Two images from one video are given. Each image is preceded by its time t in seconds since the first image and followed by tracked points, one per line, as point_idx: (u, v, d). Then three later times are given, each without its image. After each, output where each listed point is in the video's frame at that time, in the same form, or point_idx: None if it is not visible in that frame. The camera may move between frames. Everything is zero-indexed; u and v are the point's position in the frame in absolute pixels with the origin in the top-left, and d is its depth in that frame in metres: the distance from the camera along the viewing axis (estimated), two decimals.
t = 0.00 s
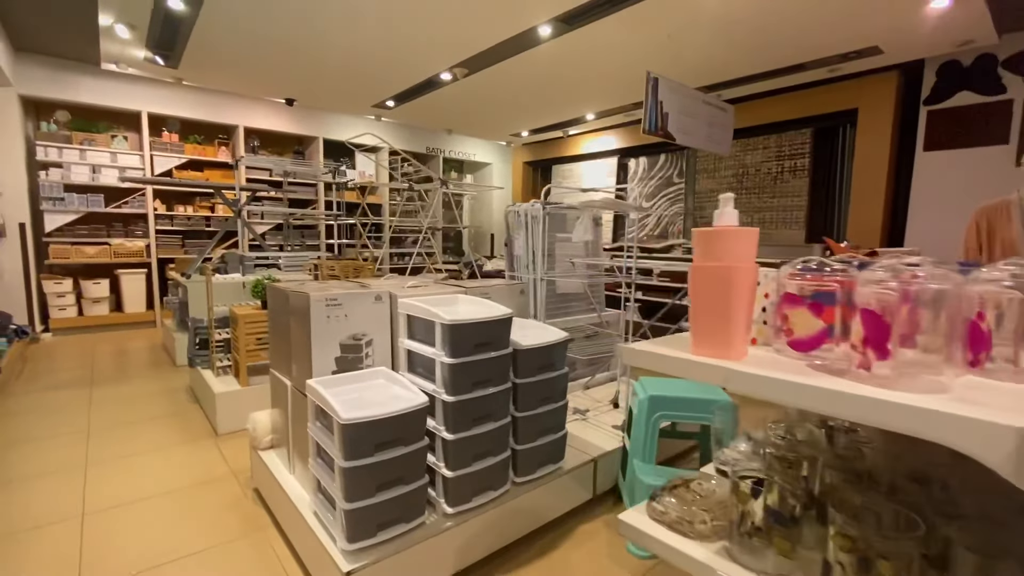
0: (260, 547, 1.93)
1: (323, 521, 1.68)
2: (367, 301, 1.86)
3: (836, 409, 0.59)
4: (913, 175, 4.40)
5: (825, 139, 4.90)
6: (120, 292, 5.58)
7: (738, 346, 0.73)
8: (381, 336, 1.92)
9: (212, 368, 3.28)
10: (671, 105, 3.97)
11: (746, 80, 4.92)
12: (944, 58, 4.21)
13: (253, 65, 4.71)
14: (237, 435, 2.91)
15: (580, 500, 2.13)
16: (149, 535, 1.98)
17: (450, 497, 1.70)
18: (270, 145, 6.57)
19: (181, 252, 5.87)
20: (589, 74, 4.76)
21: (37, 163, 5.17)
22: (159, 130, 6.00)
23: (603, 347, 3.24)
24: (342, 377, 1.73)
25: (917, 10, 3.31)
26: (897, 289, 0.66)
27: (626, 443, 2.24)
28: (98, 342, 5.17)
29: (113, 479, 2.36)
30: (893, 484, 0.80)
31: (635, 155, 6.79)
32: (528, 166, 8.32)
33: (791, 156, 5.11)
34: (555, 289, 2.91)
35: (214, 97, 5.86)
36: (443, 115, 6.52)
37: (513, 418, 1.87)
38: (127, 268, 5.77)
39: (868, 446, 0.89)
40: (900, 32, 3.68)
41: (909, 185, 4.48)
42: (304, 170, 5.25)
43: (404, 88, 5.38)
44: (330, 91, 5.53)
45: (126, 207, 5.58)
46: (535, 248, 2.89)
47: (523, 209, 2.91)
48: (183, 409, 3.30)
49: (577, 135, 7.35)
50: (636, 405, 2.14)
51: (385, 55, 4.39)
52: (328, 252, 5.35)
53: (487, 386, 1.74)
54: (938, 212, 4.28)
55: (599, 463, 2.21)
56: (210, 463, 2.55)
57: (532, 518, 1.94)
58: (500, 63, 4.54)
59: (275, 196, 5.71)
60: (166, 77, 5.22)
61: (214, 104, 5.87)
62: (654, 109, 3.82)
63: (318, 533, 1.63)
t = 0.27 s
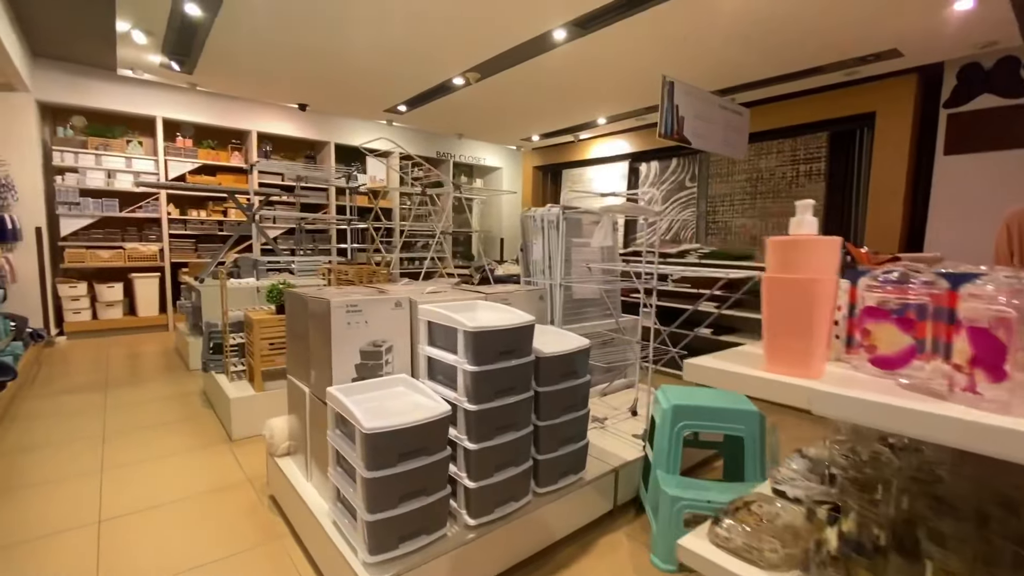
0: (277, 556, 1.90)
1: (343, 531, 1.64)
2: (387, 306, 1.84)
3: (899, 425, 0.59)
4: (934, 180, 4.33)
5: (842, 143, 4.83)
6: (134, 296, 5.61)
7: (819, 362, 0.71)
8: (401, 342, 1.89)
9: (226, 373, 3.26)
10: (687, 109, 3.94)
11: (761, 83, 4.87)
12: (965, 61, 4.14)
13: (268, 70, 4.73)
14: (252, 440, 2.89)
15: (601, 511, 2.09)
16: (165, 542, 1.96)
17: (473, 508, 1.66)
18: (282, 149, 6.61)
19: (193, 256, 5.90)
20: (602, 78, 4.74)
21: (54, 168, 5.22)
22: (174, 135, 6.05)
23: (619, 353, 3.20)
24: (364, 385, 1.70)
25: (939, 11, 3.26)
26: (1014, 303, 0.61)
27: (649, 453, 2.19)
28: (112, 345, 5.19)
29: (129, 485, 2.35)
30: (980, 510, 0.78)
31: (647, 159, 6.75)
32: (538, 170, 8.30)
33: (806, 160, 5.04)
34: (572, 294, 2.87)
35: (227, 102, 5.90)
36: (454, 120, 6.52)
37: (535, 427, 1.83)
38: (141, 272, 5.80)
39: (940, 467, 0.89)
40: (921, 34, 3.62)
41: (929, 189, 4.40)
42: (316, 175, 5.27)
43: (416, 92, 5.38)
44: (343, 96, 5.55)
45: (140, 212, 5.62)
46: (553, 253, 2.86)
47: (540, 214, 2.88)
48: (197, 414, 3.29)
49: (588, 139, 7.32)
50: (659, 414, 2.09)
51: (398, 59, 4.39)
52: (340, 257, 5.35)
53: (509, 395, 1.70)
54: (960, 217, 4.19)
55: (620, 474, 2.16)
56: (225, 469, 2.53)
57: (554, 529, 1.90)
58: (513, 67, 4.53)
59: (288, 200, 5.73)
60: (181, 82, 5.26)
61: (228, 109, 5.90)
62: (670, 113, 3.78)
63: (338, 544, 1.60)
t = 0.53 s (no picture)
0: (296, 562, 1.88)
1: (363, 539, 1.62)
2: (407, 311, 1.81)
3: (959, 444, 0.57)
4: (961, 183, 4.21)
5: (864, 145, 4.73)
6: (153, 299, 5.68)
7: (897, 375, 0.68)
8: (421, 347, 1.86)
9: (244, 376, 3.27)
10: (707, 111, 3.88)
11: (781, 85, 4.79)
12: (993, 60, 4.03)
13: (286, 75, 4.77)
14: (269, 444, 2.89)
15: (624, 521, 2.04)
16: (185, 546, 1.96)
17: (495, 518, 1.63)
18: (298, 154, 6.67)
19: (211, 259, 5.97)
20: (619, 80, 4.70)
21: (77, 173, 5.31)
22: (193, 140, 6.13)
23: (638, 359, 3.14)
24: (385, 391, 1.68)
25: (969, 9, 3.17)
26: None
27: (673, 462, 2.13)
28: (131, 348, 5.25)
29: (149, 488, 2.35)
30: None
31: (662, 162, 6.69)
32: (552, 174, 8.28)
33: (827, 163, 4.94)
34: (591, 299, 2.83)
35: (246, 107, 5.97)
36: (469, 124, 6.53)
37: (557, 435, 1.79)
38: (160, 275, 5.87)
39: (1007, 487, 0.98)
40: (949, 32, 3.53)
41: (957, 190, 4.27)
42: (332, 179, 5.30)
43: (432, 96, 5.39)
44: (359, 100, 5.58)
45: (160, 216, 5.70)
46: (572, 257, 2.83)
47: (559, 217, 2.85)
48: (214, 416, 3.30)
49: (603, 142, 7.28)
50: (685, 423, 2.04)
51: (414, 63, 4.41)
52: (355, 260, 5.37)
53: (531, 402, 1.67)
54: (989, 221, 4.07)
55: (644, 483, 2.11)
56: (244, 473, 2.53)
57: (577, 539, 1.86)
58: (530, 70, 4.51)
59: (304, 204, 5.77)
60: (201, 88, 5.33)
61: (246, 114, 5.97)
62: (689, 115, 3.73)
63: (359, 553, 1.57)
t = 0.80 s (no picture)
0: (316, 570, 1.85)
1: (385, 549, 1.57)
2: (430, 314, 1.76)
3: None
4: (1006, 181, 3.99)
5: (899, 141, 4.53)
6: (179, 300, 5.78)
7: (1017, 403, 0.60)
8: (444, 351, 1.81)
9: (267, 378, 3.27)
10: (735, 108, 3.77)
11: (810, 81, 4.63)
12: None
13: (308, 79, 4.81)
14: (290, 447, 2.88)
15: (653, 534, 1.96)
16: (206, 550, 1.95)
17: (520, 530, 1.56)
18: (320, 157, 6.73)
19: (235, 262, 6.06)
20: (642, 79, 4.60)
21: (107, 178, 5.43)
22: (218, 145, 6.23)
23: (665, 364, 3.05)
24: (407, 397, 1.63)
25: None
26: None
27: (705, 473, 2.04)
28: (158, 349, 5.35)
29: (173, 491, 2.36)
30: None
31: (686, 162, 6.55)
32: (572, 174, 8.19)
33: (860, 160, 4.76)
34: (616, 302, 2.75)
35: (269, 112, 6.05)
36: (489, 125, 6.51)
37: (585, 444, 1.72)
38: (186, 277, 5.98)
39: None
40: (994, 23, 3.35)
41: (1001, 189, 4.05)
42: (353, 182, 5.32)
43: (452, 98, 5.38)
44: (380, 103, 5.59)
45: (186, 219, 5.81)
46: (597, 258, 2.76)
47: (583, 218, 2.79)
48: (237, 418, 3.32)
49: (624, 142, 7.17)
50: (718, 433, 1.95)
51: (434, 65, 4.38)
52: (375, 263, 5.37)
53: (558, 410, 1.59)
54: None
55: (673, 494, 2.02)
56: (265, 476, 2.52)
57: (605, 552, 1.78)
58: (551, 70, 4.45)
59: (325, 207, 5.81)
60: (225, 93, 5.41)
61: (269, 118, 6.05)
62: (716, 113, 3.63)
63: (380, 563, 1.53)
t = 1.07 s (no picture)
0: None
1: (393, 567, 1.50)
2: (441, 320, 1.69)
3: None
4: None
5: (928, 139, 4.35)
6: (195, 303, 5.82)
7: None
8: (456, 359, 1.73)
9: (278, 383, 3.24)
10: (757, 105, 3.65)
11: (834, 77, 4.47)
12: None
13: (321, 82, 4.79)
14: (301, 453, 2.83)
15: (675, 552, 1.86)
16: (214, 561, 1.90)
17: (535, 550, 1.47)
18: (334, 160, 6.75)
19: (250, 264, 6.08)
20: (659, 76, 4.49)
21: (126, 182, 5.49)
22: (234, 149, 6.27)
23: (685, 370, 2.94)
24: (417, 408, 1.56)
25: None
26: None
27: (730, 488, 1.94)
28: (174, 351, 5.38)
29: (182, 498, 2.32)
30: None
31: (704, 161, 6.41)
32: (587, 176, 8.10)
33: (887, 159, 4.58)
34: (634, 306, 2.66)
35: (284, 115, 6.07)
36: (503, 127, 6.45)
37: (603, 458, 1.62)
38: (202, 280, 6.02)
39: None
40: None
41: None
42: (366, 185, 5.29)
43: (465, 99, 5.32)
44: (394, 105, 5.57)
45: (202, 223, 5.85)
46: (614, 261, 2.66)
47: (599, 220, 2.69)
48: (249, 423, 3.29)
49: (640, 142, 7.05)
50: (745, 446, 1.85)
51: (448, 65, 4.33)
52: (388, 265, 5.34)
53: (576, 422, 1.51)
54: None
55: (697, 510, 1.92)
56: (275, 484, 2.47)
57: (624, 572, 1.69)
58: (566, 69, 4.36)
59: (339, 210, 5.80)
60: (241, 96, 5.43)
61: (284, 121, 6.06)
62: (737, 111, 3.52)
63: None
